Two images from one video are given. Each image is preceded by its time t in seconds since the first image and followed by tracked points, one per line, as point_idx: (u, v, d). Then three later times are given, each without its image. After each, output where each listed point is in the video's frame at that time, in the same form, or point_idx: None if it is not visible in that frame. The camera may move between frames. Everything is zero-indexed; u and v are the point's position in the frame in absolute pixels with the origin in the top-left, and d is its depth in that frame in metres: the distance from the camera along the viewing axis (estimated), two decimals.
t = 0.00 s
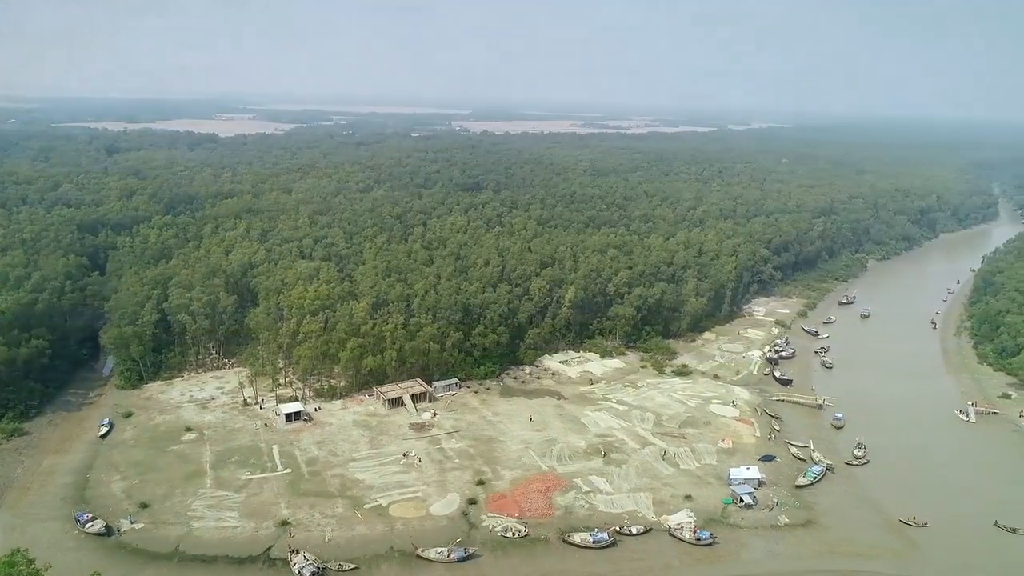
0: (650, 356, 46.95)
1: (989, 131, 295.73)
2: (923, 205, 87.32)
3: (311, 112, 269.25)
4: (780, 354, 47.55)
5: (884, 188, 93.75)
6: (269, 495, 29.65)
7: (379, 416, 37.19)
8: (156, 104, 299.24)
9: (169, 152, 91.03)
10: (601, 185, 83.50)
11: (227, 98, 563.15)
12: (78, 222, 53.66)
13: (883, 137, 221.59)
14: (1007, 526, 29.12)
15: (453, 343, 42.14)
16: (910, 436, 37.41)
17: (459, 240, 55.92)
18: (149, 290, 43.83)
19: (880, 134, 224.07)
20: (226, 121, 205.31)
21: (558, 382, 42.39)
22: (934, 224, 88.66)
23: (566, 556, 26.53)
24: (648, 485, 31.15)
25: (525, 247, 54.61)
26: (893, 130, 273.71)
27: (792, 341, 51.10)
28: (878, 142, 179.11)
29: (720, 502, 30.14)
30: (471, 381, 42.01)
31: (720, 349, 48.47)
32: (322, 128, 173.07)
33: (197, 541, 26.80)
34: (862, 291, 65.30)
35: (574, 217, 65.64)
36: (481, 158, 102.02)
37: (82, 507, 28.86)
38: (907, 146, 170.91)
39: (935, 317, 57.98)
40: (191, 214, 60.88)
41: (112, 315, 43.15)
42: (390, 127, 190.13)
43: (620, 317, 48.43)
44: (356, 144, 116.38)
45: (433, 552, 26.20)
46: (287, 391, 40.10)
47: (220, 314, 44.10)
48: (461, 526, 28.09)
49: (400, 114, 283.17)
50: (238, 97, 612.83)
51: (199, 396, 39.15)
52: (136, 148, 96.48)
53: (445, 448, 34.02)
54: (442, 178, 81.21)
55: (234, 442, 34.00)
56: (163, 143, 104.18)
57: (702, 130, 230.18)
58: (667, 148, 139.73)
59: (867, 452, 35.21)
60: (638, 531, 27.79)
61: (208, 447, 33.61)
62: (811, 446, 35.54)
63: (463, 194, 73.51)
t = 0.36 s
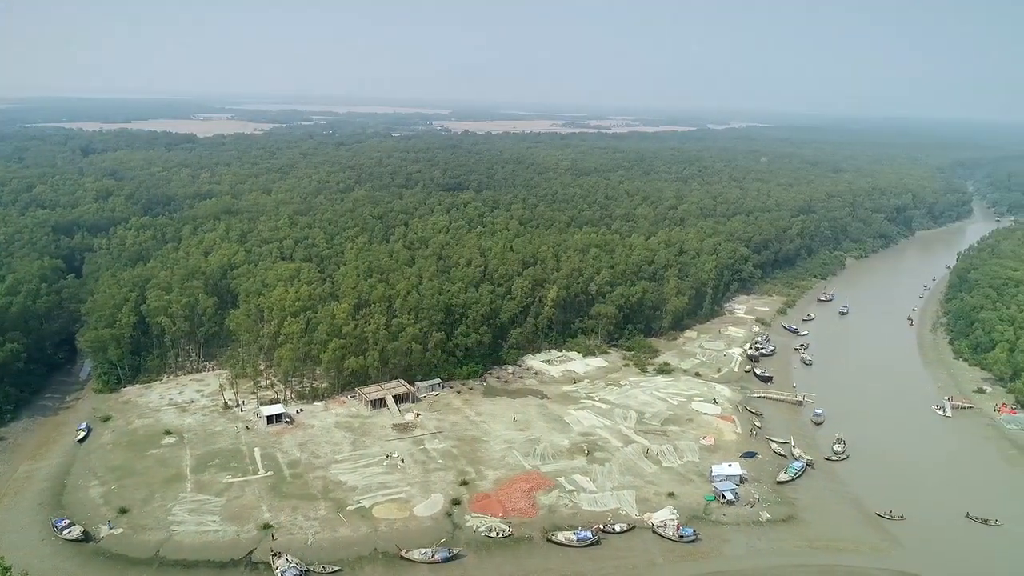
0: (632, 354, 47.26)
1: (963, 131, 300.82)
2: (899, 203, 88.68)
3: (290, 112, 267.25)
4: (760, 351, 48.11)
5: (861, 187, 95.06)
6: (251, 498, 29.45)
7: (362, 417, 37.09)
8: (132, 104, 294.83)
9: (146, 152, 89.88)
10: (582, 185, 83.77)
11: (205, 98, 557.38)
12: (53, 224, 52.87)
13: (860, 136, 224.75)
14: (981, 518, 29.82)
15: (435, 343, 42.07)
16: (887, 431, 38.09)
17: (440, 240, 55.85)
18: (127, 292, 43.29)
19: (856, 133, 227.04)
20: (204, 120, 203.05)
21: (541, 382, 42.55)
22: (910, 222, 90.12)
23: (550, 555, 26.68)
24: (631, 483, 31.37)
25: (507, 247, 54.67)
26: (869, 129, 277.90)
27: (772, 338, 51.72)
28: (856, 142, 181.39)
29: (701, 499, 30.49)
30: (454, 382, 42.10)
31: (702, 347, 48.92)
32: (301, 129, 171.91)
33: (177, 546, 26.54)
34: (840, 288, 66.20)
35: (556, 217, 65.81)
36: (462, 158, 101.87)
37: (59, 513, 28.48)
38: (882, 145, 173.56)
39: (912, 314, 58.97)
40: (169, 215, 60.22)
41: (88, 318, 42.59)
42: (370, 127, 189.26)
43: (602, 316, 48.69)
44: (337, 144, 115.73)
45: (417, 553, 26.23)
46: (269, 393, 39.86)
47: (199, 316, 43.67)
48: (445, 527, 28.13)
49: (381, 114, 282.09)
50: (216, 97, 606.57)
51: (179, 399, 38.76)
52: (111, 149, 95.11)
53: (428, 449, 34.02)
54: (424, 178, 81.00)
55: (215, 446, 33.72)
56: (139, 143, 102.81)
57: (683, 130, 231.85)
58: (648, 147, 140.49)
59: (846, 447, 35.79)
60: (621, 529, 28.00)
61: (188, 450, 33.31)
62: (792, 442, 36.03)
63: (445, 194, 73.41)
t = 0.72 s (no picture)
0: (614, 353, 47.60)
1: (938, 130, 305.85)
2: (875, 201, 90.05)
3: (270, 113, 265.08)
4: (740, 349, 48.67)
5: (838, 185, 96.35)
6: (232, 502, 29.21)
7: (344, 419, 36.98)
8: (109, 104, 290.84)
9: (123, 154, 88.79)
10: (563, 185, 84.02)
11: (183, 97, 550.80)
12: (27, 226, 52.05)
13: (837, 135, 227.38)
14: (954, 510, 30.50)
15: (418, 344, 42.07)
16: (865, 426, 38.77)
17: (423, 241, 55.71)
18: (104, 294, 42.78)
19: (833, 133, 230.05)
20: (181, 120, 200.57)
21: (524, 381, 42.71)
22: (886, 220, 91.55)
23: (534, 555, 26.81)
24: (614, 482, 31.61)
25: (489, 247, 54.74)
26: (846, 129, 281.56)
27: (752, 336, 52.34)
28: (833, 142, 183.73)
29: (684, 496, 30.78)
30: (437, 382, 42.15)
31: (683, 345, 49.37)
32: (281, 129, 170.54)
33: (157, 552, 26.31)
34: (819, 286, 67.12)
35: (538, 217, 65.98)
36: (443, 158, 101.74)
37: (35, 520, 28.09)
38: (859, 145, 176.00)
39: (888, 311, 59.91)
40: (145, 217, 59.47)
41: (64, 321, 41.99)
42: (351, 127, 188.36)
43: (584, 315, 48.98)
44: (317, 144, 115.03)
45: (401, 555, 26.23)
46: (249, 396, 39.62)
47: (178, 319, 43.24)
48: (429, 528, 28.16)
49: (362, 114, 280.54)
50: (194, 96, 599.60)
51: (158, 403, 38.37)
52: (87, 150, 93.83)
53: (412, 450, 33.99)
54: (405, 178, 80.80)
55: (195, 450, 33.42)
56: (115, 143, 101.43)
57: (663, 130, 233.26)
58: (628, 147, 141.23)
59: (825, 443, 36.37)
60: (604, 528, 28.21)
61: (167, 455, 33.00)
62: (772, 439, 36.52)
63: (426, 194, 73.34)
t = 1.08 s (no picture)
0: (597, 352, 47.84)
1: (914, 130, 310.44)
2: (854, 200, 91.23)
3: (250, 112, 262.61)
4: (722, 347, 49.15)
5: (818, 184, 97.47)
6: (214, 507, 28.99)
7: (327, 420, 36.89)
8: (85, 104, 286.42)
9: (100, 154, 87.63)
10: (546, 185, 84.23)
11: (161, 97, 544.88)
12: (1, 228, 51.21)
13: (817, 135, 229.82)
14: (928, 503, 31.12)
15: (401, 344, 41.99)
16: (844, 422, 39.36)
17: (405, 240, 55.66)
18: (81, 297, 42.28)
19: (812, 132, 232.68)
20: (159, 120, 198.12)
21: (508, 381, 42.80)
22: (865, 219, 92.80)
23: (519, 554, 26.92)
24: (598, 480, 31.81)
25: (471, 247, 54.78)
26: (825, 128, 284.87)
27: (733, 334, 52.87)
28: (812, 141, 185.75)
29: (667, 493, 31.07)
30: (421, 382, 42.12)
31: (666, 344, 49.73)
32: (261, 129, 169.09)
33: (137, 557, 26.05)
34: (799, 284, 67.94)
35: (520, 216, 66.12)
36: (426, 158, 101.48)
37: (12, 526, 27.71)
38: (837, 144, 178.14)
39: (867, 308, 60.78)
40: (124, 218, 58.80)
41: (41, 324, 41.41)
42: (332, 127, 187.34)
43: (568, 315, 49.18)
44: (298, 144, 114.37)
45: (386, 557, 26.19)
46: (231, 398, 39.34)
47: (158, 321, 42.82)
48: (413, 529, 28.16)
49: (344, 114, 279.00)
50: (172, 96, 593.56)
51: (138, 406, 37.96)
52: (63, 150, 92.43)
53: (396, 451, 33.94)
54: (388, 178, 80.54)
55: (177, 453, 33.14)
56: (91, 143, 100.06)
57: (644, 130, 234.48)
58: (611, 146, 141.86)
59: (806, 439, 36.86)
60: (589, 526, 28.38)
61: (147, 458, 32.68)
62: (754, 435, 36.94)
63: (409, 194, 73.16)
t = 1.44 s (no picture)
0: (581, 351, 48.05)
1: (892, 129, 314.69)
2: (834, 198, 92.32)
3: (231, 112, 260.18)
4: (705, 345, 49.57)
5: (798, 183, 98.54)
6: (196, 510, 28.76)
7: (311, 422, 36.74)
8: (63, 103, 282.70)
9: (77, 154, 86.46)
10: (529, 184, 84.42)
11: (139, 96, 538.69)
12: None
13: (797, 134, 232.25)
14: (905, 496, 31.71)
15: (384, 345, 41.86)
16: (824, 418, 39.91)
17: (388, 240, 55.51)
18: (59, 299, 41.75)
19: (792, 132, 235.24)
20: (138, 119, 195.71)
21: (492, 381, 42.85)
22: (845, 217, 93.96)
23: (504, 554, 27.00)
24: (583, 479, 31.97)
25: (455, 247, 54.78)
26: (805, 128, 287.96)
27: (716, 332, 53.33)
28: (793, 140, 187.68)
29: (651, 491, 31.30)
30: (405, 383, 42.05)
31: (649, 342, 50.06)
32: (242, 129, 167.73)
33: (118, 562, 25.80)
34: (780, 282, 68.67)
35: (504, 216, 66.21)
36: (409, 158, 101.23)
37: None
38: (817, 143, 180.15)
39: (847, 306, 61.56)
40: (102, 220, 58.06)
41: (17, 328, 40.81)
42: (313, 127, 186.23)
43: (551, 314, 49.39)
44: (279, 144, 113.57)
45: (372, 558, 26.15)
46: (213, 401, 39.01)
47: (137, 323, 42.37)
48: (399, 530, 28.14)
49: (327, 114, 277.27)
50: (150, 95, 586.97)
51: (118, 410, 37.56)
52: (39, 151, 91.04)
53: (381, 452, 33.88)
54: (371, 178, 80.27)
55: (158, 457, 32.83)
56: (68, 143, 98.71)
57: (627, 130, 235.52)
58: (594, 146, 142.39)
59: (789, 435, 37.31)
60: (574, 524, 28.53)
61: (128, 462, 32.36)
62: (737, 433, 37.32)
63: (392, 194, 72.95)
